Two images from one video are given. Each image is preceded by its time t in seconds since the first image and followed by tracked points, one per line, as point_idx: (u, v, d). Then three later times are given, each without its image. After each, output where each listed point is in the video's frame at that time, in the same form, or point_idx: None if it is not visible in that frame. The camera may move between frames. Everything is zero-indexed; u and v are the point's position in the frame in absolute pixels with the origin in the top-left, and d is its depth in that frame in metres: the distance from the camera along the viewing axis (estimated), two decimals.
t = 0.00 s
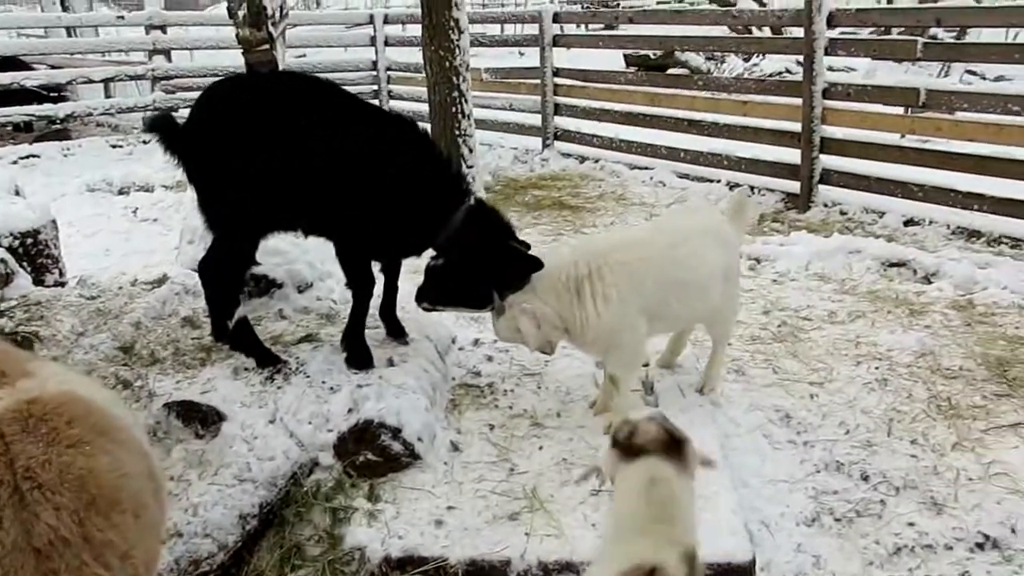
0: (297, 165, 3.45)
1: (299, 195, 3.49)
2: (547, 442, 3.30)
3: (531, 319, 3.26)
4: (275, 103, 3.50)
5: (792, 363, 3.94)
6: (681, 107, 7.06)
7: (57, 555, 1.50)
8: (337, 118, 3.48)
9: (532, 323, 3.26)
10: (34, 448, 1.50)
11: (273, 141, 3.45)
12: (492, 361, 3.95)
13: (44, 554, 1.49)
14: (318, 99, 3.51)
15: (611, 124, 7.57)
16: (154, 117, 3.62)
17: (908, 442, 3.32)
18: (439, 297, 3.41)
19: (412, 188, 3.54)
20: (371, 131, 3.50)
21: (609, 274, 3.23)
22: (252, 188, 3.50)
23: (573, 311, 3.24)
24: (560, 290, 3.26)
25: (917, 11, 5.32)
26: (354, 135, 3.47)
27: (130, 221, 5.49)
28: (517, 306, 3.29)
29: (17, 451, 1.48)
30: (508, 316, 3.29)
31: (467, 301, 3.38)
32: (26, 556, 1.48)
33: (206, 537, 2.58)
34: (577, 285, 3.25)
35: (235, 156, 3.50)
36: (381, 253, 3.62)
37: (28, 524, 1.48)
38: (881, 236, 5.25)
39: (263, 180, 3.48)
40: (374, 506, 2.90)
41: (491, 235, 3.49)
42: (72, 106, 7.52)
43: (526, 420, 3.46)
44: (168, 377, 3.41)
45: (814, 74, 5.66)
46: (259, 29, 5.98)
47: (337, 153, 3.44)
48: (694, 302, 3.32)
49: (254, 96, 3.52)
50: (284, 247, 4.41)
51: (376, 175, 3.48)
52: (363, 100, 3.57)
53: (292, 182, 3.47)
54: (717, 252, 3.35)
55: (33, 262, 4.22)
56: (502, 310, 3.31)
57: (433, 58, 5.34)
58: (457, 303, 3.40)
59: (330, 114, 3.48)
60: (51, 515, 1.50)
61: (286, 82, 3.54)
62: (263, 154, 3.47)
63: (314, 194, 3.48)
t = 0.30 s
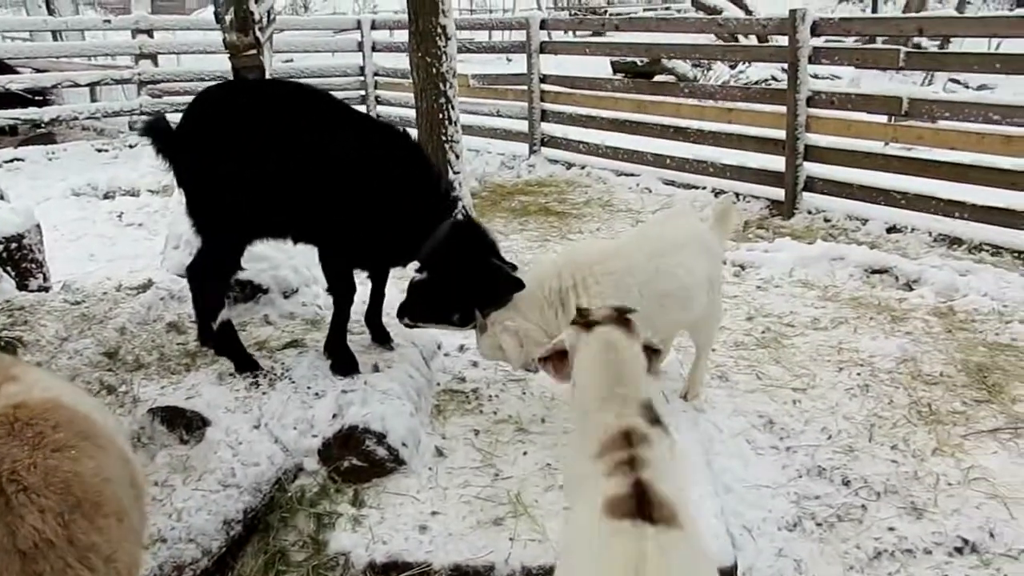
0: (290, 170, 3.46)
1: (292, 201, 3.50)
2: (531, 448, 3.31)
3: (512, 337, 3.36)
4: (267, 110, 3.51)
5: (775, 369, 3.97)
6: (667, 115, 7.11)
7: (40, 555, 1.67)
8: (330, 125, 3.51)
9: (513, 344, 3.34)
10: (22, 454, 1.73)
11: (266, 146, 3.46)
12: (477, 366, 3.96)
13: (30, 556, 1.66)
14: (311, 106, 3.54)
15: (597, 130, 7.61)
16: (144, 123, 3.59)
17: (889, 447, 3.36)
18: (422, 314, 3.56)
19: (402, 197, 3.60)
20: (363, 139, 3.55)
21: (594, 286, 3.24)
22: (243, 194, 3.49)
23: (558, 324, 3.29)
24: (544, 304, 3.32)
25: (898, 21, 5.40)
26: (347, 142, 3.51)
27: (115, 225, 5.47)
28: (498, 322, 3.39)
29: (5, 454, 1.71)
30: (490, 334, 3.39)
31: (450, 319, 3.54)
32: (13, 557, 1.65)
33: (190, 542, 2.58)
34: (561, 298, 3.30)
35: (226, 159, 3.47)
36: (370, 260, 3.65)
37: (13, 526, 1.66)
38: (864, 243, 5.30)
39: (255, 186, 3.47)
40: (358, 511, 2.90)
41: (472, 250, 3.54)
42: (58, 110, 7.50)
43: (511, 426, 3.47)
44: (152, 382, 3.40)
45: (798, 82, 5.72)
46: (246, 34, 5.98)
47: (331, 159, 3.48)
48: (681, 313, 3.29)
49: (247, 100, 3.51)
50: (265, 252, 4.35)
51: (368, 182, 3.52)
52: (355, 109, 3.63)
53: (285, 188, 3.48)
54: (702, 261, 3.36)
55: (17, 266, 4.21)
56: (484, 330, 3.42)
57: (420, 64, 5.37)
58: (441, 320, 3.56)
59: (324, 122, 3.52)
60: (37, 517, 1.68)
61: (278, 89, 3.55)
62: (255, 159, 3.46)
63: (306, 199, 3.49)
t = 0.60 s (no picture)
0: (299, 176, 3.50)
1: (302, 208, 3.52)
2: (538, 457, 3.33)
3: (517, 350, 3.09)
4: (278, 118, 3.56)
5: (780, 380, 3.98)
6: (672, 125, 7.14)
7: (51, 556, 1.70)
8: (337, 132, 3.55)
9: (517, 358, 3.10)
10: (34, 457, 1.75)
11: (275, 154, 3.50)
12: (484, 375, 3.97)
13: (40, 556, 1.69)
14: (318, 114, 3.58)
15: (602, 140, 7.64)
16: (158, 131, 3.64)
17: (894, 459, 3.37)
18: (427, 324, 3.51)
19: (411, 202, 3.61)
20: (370, 145, 3.58)
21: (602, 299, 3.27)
22: (254, 201, 3.52)
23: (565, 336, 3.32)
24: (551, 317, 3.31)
25: (903, 33, 5.43)
26: (354, 148, 3.54)
27: (123, 231, 5.50)
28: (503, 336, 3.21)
29: (18, 456, 1.73)
30: (495, 347, 3.21)
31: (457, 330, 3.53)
32: (23, 557, 1.67)
33: (199, 548, 2.59)
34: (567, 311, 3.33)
35: (236, 168, 3.53)
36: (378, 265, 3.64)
37: (24, 527, 1.68)
38: (868, 254, 5.32)
39: (266, 193, 3.51)
40: (366, 519, 2.92)
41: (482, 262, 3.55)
42: (65, 116, 7.53)
43: (518, 435, 3.49)
44: (162, 389, 3.42)
45: (803, 93, 5.75)
46: (254, 42, 6.00)
47: (339, 165, 3.51)
48: (686, 325, 3.35)
49: (255, 110, 3.57)
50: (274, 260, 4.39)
51: (376, 188, 3.54)
52: (362, 114, 3.64)
53: (296, 195, 3.51)
54: (707, 273, 3.40)
55: (27, 272, 4.23)
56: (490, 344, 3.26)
57: (427, 73, 5.40)
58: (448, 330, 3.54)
59: (334, 129, 3.55)
60: (48, 518, 1.70)
61: (289, 98, 3.60)
62: (267, 167, 3.50)
63: (316, 205, 3.52)
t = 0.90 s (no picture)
0: (323, 177, 3.54)
1: (329, 210, 3.56)
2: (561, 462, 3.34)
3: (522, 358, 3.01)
4: (306, 122, 3.62)
5: (801, 388, 3.98)
6: (691, 131, 7.15)
7: (84, 549, 1.70)
8: (359, 133, 3.59)
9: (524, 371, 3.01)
10: (68, 453, 1.78)
11: (300, 156, 3.55)
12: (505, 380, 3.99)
13: (73, 550, 1.69)
14: (340, 116, 3.63)
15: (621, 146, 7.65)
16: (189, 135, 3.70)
17: (917, 469, 3.36)
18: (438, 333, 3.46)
19: (435, 203, 3.62)
20: (393, 146, 3.61)
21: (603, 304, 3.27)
22: (283, 202, 3.57)
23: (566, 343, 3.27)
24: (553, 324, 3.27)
25: (925, 41, 5.41)
26: (377, 149, 3.57)
27: (147, 233, 5.56)
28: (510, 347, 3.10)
29: (53, 452, 1.76)
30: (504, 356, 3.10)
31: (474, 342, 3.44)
32: (56, 551, 1.67)
33: (226, 548, 2.62)
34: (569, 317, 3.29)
35: (262, 170, 3.58)
36: (403, 267, 3.65)
37: (57, 521, 1.69)
38: (890, 262, 5.31)
39: (294, 196, 3.56)
40: (390, 521, 2.94)
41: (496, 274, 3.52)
42: (90, 120, 7.62)
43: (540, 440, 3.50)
44: (188, 390, 3.46)
45: (824, 100, 5.74)
46: (277, 47, 6.05)
47: (362, 167, 3.54)
48: (686, 330, 3.39)
49: (279, 113, 3.63)
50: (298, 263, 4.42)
51: (399, 188, 3.56)
52: (383, 117, 3.68)
53: (323, 197, 3.55)
54: (708, 280, 3.44)
55: (54, 274, 4.29)
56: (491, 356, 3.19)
57: (449, 79, 5.43)
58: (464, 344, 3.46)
59: (360, 133, 3.60)
60: (80, 512, 1.72)
61: (315, 103, 3.66)
62: (295, 169, 3.56)
63: (342, 203, 3.55)
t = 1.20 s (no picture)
0: (358, 178, 3.58)
1: (366, 212, 3.60)
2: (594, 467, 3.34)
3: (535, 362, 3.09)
4: (344, 125, 3.67)
5: (836, 397, 3.95)
6: (723, 137, 7.14)
7: (128, 542, 1.73)
8: (393, 135, 3.64)
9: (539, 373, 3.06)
10: (113, 448, 1.82)
11: (336, 157, 3.61)
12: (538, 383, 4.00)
13: (118, 542, 1.71)
14: (376, 119, 3.68)
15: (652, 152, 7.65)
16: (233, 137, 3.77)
17: (955, 481, 3.32)
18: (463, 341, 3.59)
19: (468, 205, 3.65)
20: (426, 148, 3.65)
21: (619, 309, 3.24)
22: (323, 204, 3.63)
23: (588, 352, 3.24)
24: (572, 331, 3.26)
25: (964, 47, 5.34)
26: (410, 150, 3.61)
27: (184, 234, 5.65)
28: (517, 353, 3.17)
29: (98, 447, 1.81)
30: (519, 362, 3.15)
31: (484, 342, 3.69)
32: (102, 543, 1.70)
33: (264, 545, 2.65)
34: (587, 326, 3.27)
35: (301, 171, 3.64)
36: (440, 270, 3.64)
37: (103, 514, 1.72)
38: (926, 271, 5.24)
39: (333, 197, 3.62)
40: (424, 522, 2.96)
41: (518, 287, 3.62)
42: (128, 121, 7.77)
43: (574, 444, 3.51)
44: (228, 388, 3.52)
45: (860, 107, 5.70)
46: (312, 51, 6.11)
47: (397, 167, 3.58)
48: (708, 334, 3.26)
49: (315, 116, 3.70)
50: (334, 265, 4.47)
51: (433, 189, 3.59)
52: (419, 120, 3.73)
53: (361, 199, 3.59)
54: (721, 278, 3.36)
55: (96, 272, 4.38)
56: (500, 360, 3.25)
57: (483, 84, 5.47)
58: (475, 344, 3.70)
59: (397, 136, 3.64)
60: (125, 506, 1.75)
61: (353, 106, 3.70)
62: (335, 170, 3.61)
63: (379, 205, 3.58)
